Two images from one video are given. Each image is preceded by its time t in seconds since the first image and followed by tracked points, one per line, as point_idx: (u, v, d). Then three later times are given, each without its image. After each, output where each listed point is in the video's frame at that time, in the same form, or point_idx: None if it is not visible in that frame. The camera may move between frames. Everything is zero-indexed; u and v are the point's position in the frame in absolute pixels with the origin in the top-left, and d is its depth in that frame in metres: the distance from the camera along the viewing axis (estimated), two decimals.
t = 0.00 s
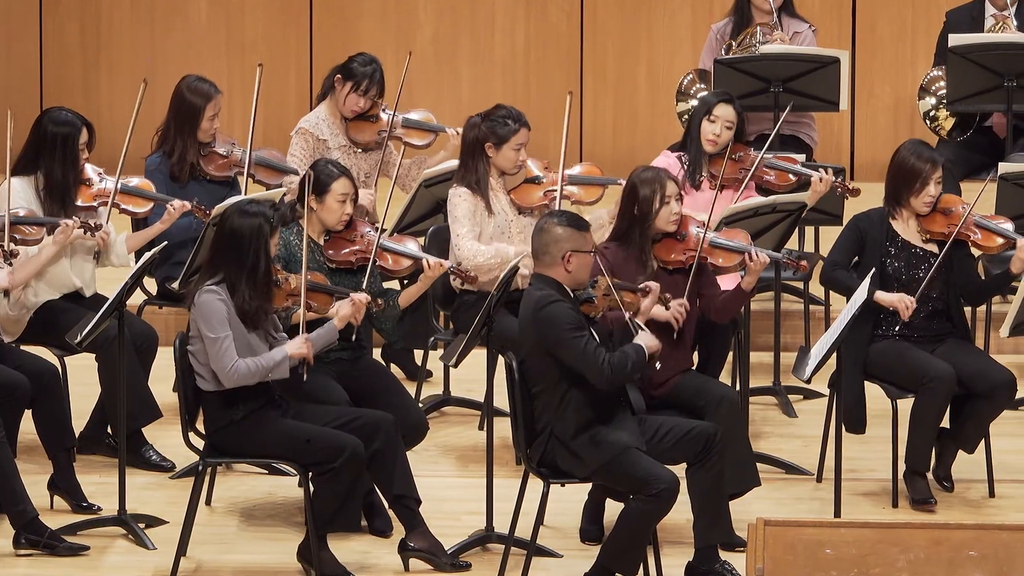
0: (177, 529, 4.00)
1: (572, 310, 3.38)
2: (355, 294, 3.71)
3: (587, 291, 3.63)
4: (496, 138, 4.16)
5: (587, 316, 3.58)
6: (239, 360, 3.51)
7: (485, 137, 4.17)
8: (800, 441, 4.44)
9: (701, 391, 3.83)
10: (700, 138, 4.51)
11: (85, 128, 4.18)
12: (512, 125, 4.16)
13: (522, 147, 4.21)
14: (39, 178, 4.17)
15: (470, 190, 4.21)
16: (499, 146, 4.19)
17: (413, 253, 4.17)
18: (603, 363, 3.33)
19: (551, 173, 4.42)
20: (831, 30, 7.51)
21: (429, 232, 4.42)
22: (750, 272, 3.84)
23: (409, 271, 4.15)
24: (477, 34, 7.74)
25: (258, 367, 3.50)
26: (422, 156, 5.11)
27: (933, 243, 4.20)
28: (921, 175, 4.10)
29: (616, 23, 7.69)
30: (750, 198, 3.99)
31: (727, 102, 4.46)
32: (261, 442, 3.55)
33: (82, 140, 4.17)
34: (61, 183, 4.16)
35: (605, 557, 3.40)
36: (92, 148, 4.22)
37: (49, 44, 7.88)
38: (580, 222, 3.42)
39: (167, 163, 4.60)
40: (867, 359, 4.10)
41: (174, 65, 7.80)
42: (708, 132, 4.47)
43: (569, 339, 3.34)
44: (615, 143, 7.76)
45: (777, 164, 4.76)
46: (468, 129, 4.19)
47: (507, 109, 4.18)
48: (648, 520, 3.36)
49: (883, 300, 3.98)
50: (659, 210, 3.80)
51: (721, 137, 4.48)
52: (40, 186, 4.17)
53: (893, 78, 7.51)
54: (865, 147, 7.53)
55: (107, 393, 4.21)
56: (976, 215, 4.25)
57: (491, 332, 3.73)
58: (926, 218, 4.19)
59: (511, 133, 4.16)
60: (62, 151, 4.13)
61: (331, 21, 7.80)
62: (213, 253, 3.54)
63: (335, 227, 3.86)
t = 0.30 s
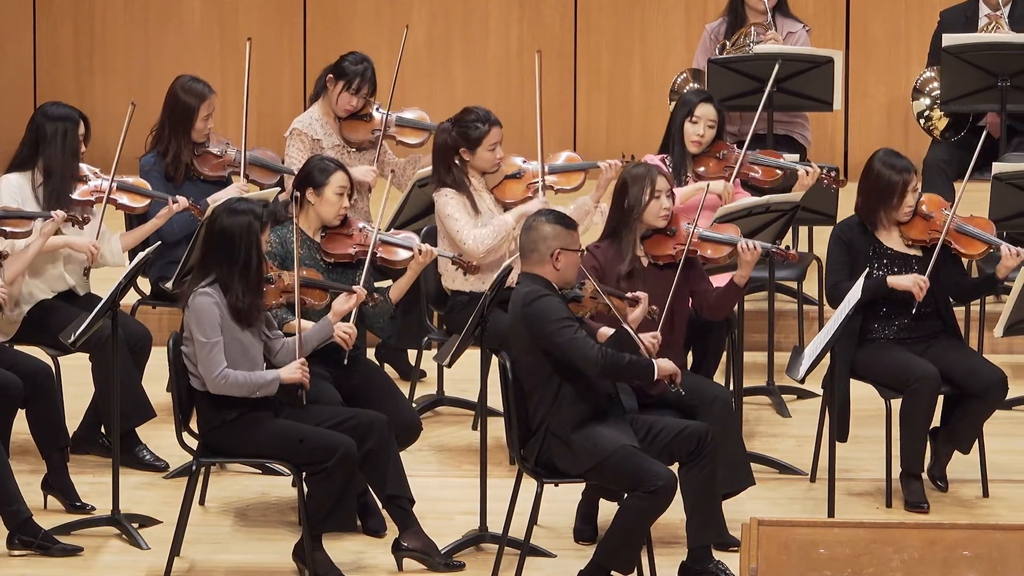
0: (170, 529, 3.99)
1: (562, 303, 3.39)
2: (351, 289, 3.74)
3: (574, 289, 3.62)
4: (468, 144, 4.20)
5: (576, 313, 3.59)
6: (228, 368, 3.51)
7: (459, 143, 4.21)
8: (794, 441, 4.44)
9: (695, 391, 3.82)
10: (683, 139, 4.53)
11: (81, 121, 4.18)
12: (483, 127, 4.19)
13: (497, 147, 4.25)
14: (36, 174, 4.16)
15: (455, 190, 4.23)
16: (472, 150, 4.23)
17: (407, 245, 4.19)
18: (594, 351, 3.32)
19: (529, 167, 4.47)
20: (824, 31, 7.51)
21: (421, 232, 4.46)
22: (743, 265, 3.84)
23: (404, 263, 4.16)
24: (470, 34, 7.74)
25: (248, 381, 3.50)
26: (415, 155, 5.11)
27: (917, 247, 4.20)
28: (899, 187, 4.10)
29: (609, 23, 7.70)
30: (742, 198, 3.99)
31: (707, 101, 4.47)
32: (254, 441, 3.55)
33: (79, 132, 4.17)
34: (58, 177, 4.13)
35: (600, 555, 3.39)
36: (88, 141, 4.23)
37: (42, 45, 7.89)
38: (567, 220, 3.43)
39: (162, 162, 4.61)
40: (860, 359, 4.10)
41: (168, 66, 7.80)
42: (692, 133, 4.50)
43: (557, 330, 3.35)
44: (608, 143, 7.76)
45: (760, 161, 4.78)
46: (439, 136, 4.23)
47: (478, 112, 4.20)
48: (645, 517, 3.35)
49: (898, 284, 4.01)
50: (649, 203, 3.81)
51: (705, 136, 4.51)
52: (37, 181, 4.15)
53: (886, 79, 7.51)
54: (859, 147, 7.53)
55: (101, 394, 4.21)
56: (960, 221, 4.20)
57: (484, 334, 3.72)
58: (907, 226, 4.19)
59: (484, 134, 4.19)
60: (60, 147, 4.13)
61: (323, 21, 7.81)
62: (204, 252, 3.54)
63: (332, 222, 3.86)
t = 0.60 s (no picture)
0: (164, 529, 3.99)
1: (553, 312, 3.38)
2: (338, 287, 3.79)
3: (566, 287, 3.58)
4: (463, 140, 4.21)
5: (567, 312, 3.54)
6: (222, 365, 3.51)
7: (454, 139, 4.22)
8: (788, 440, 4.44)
9: (689, 390, 3.82)
10: (673, 142, 4.55)
11: (70, 121, 4.16)
12: (479, 125, 4.21)
13: (491, 146, 4.26)
14: (26, 174, 4.16)
15: (443, 192, 4.26)
16: (467, 147, 4.24)
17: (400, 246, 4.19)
18: (580, 374, 3.32)
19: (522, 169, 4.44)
20: (818, 31, 7.52)
21: (415, 231, 4.56)
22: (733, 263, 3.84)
23: (398, 266, 4.16)
24: (464, 34, 7.75)
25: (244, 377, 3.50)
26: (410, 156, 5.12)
27: (920, 256, 4.20)
28: (910, 198, 4.08)
29: (602, 23, 7.70)
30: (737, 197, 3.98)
31: (697, 105, 4.49)
32: (248, 441, 3.55)
33: (68, 133, 4.16)
34: (50, 175, 4.15)
35: (595, 555, 3.40)
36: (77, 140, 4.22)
37: (36, 47, 7.89)
38: (556, 220, 3.44)
39: (156, 162, 4.61)
40: (855, 359, 4.10)
41: (162, 66, 7.80)
42: (681, 137, 4.51)
43: (550, 339, 3.34)
44: (601, 145, 7.76)
45: (750, 164, 4.79)
46: (435, 132, 4.26)
47: (475, 109, 4.22)
48: (639, 518, 3.36)
49: (900, 290, 4.02)
50: (646, 202, 3.81)
51: (694, 140, 4.52)
52: (28, 181, 4.16)
53: (880, 79, 7.52)
54: (853, 147, 7.53)
55: (94, 393, 4.21)
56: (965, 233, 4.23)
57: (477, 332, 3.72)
58: (912, 234, 4.19)
59: (479, 132, 4.21)
60: (49, 145, 4.12)
61: (317, 22, 7.81)
62: (196, 254, 3.54)
63: (323, 223, 3.85)
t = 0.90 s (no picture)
0: (158, 529, 3.99)
1: (550, 312, 3.37)
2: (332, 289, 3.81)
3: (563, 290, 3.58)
4: (465, 139, 4.21)
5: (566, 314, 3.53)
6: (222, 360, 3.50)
7: (455, 137, 4.22)
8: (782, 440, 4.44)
9: (682, 390, 3.82)
10: (662, 146, 4.53)
11: (59, 123, 4.17)
12: (482, 126, 4.20)
13: (492, 148, 4.24)
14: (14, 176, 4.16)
15: (438, 191, 4.26)
16: (468, 147, 4.23)
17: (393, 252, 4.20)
18: (577, 369, 3.33)
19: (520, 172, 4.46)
20: (811, 31, 7.53)
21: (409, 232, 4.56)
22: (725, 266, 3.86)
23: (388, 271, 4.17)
24: (457, 34, 7.75)
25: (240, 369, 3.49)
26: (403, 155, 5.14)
27: (915, 252, 4.19)
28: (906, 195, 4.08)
29: (596, 23, 7.71)
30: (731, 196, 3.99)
31: (682, 110, 4.47)
32: (242, 441, 3.54)
33: (56, 135, 4.17)
34: (37, 179, 4.15)
35: (589, 555, 3.39)
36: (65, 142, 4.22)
37: (29, 47, 7.89)
38: (556, 224, 3.43)
39: (150, 162, 4.61)
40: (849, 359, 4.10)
41: (156, 66, 7.80)
42: (670, 142, 4.49)
43: (546, 340, 3.34)
44: (595, 146, 7.77)
45: (740, 163, 4.79)
46: (436, 130, 4.24)
47: (478, 110, 4.21)
48: (633, 519, 3.35)
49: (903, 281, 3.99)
50: (637, 203, 3.81)
51: (682, 144, 4.50)
52: (18, 182, 4.16)
53: (873, 79, 7.52)
54: (847, 147, 7.54)
55: (87, 393, 4.21)
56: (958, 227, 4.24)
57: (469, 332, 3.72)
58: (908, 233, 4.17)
59: (481, 133, 4.19)
60: (34, 146, 4.13)
61: (311, 22, 7.82)
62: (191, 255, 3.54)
63: (314, 227, 3.86)
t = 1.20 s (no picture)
0: (151, 528, 3.99)
1: (545, 314, 3.37)
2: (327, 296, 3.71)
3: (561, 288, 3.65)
4: (477, 138, 4.22)
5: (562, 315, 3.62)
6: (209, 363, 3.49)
7: (467, 134, 4.22)
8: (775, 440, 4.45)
9: (675, 390, 3.82)
10: (658, 146, 4.54)
11: (58, 126, 4.17)
12: (494, 126, 4.20)
13: (502, 148, 4.26)
14: (11, 177, 4.17)
15: (446, 189, 4.26)
16: (479, 145, 4.24)
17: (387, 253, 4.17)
18: (576, 367, 3.33)
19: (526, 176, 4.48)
20: (805, 31, 7.53)
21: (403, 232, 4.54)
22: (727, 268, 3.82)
23: (381, 272, 4.15)
24: (451, 33, 7.75)
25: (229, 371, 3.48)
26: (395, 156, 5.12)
27: (904, 238, 4.20)
28: (886, 175, 4.12)
29: (590, 22, 7.70)
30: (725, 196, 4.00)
31: (681, 111, 4.49)
32: (235, 441, 3.54)
33: (55, 139, 4.17)
34: (33, 181, 4.15)
35: (582, 554, 3.39)
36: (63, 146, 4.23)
37: (23, 46, 7.89)
38: (555, 226, 3.42)
39: (144, 160, 4.61)
40: (843, 358, 4.10)
41: (150, 66, 7.80)
42: (667, 142, 4.51)
43: (542, 341, 3.34)
44: (589, 146, 7.76)
45: (734, 169, 4.79)
46: (450, 127, 4.22)
47: (492, 109, 4.22)
48: (625, 519, 3.35)
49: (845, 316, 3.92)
50: (632, 203, 3.81)
51: (679, 145, 4.52)
52: (13, 183, 4.17)
53: (867, 79, 7.53)
54: (841, 147, 7.54)
55: (81, 393, 4.21)
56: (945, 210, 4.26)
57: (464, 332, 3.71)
58: (895, 215, 4.20)
59: (493, 133, 4.20)
60: (34, 149, 4.13)
61: (305, 21, 7.81)
62: (187, 255, 3.53)
63: (307, 227, 3.84)
